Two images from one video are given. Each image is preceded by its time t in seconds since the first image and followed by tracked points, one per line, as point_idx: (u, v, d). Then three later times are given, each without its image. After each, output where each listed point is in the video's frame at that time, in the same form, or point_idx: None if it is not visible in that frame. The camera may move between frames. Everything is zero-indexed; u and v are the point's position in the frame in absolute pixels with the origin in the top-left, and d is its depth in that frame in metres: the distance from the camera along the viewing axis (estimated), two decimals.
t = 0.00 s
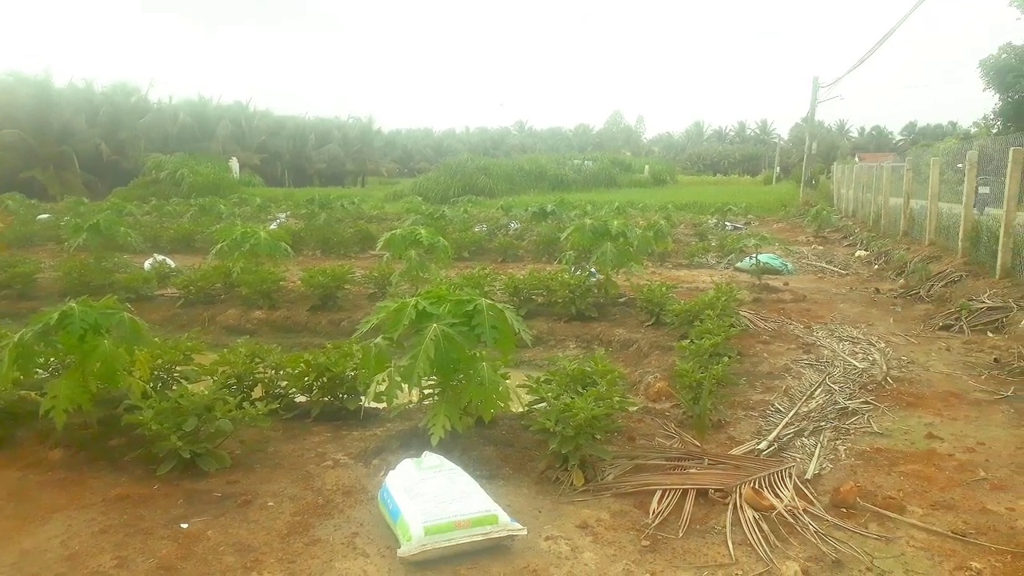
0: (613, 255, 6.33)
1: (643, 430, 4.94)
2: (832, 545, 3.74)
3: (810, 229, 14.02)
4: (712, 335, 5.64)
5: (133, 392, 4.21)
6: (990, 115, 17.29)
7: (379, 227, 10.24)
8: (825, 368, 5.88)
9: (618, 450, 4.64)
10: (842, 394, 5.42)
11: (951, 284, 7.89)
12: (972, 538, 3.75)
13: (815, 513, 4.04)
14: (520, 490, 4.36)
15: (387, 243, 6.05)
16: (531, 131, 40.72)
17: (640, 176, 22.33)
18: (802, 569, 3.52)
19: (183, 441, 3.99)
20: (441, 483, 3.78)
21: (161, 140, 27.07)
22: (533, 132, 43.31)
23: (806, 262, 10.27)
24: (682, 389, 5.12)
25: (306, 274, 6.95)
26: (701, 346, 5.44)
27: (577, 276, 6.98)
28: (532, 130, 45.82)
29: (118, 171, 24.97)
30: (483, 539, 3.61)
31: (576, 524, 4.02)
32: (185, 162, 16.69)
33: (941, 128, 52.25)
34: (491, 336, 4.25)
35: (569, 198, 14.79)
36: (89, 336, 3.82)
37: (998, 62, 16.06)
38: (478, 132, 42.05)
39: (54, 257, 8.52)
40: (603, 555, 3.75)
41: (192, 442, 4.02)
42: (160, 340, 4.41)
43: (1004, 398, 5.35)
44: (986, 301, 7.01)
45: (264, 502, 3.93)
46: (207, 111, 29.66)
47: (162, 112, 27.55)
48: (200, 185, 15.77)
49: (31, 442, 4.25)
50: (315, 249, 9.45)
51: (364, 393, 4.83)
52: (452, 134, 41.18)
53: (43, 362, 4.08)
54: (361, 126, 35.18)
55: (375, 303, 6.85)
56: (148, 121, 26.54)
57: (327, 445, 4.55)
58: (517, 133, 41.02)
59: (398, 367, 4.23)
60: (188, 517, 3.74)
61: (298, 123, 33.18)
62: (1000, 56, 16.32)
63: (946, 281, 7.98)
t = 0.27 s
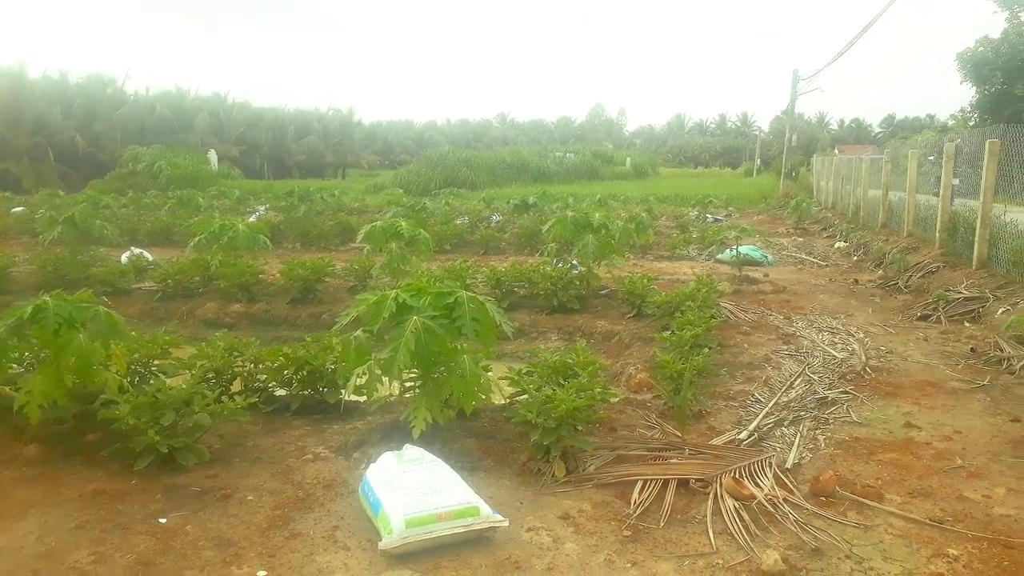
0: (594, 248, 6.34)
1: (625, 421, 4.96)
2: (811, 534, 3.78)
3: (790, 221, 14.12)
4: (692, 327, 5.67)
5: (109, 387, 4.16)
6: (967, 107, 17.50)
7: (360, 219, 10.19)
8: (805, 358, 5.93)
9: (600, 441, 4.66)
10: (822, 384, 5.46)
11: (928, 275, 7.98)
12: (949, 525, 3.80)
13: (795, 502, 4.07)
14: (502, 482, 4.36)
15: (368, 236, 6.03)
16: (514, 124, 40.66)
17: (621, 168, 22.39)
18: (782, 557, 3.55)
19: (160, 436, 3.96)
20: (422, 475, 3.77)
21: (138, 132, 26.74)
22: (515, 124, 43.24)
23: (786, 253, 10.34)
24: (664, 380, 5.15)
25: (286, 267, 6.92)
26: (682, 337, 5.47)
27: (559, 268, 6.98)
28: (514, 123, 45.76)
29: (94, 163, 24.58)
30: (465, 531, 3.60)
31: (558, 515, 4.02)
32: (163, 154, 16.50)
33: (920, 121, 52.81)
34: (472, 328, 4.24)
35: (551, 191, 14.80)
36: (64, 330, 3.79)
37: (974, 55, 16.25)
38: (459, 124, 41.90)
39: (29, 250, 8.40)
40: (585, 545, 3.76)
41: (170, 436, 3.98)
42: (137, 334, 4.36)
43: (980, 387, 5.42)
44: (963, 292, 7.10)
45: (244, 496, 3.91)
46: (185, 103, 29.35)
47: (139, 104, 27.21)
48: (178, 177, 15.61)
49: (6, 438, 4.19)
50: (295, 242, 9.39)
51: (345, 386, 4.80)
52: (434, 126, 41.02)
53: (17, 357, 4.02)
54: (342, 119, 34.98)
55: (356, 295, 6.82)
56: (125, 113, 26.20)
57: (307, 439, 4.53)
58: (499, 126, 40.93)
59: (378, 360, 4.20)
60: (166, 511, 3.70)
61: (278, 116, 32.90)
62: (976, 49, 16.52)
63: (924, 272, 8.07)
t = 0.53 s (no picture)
0: (583, 239, 6.32)
1: (614, 412, 4.96)
2: (800, 523, 3.79)
3: (779, 211, 14.16)
4: (681, 317, 5.68)
5: (95, 383, 4.13)
6: (953, 95, 17.56)
7: (348, 212, 10.14)
8: (793, 347, 5.94)
9: (589, 433, 4.66)
10: (810, 373, 5.49)
11: (916, 264, 8.02)
12: (936, 513, 3.82)
13: (783, 491, 4.09)
14: (491, 474, 4.35)
15: (355, 228, 6.10)
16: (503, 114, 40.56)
17: (610, 158, 22.38)
18: (771, 546, 3.56)
19: (147, 431, 3.93)
20: (412, 468, 3.76)
21: (122, 125, 26.52)
22: (504, 115, 43.11)
23: (775, 243, 10.37)
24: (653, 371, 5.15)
25: (273, 260, 6.90)
26: (671, 328, 5.47)
27: (548, 259, 6.97)
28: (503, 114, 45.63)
29: (79, 156, 24.27)
30: (455, 523, 3.60)
31: (547, 506, 4.03)
32: (149, 146, 16.36)
33: (907, 109, 53.01)
34: (460, 320, 4.22)
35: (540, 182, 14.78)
36: (48, 325, 3.74)
37: (961, 44, 16.31)
38: (448, 115, 41.73)
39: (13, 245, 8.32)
40: (575, 536, 3.76)
41: (156, 431, 3.95)
42: (122, 329, 4.33)
43: (966, 374, 5.45)
44: (950, 280, 7.14)
45: (232, 491, 3.89)
46: (170, 95, 29.12)
47: (122, 97, 26.97)
48: (164, 170, 15.50)
49: None
50: (283, 235, 9.34)
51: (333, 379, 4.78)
52: (422, 117, 40.85)
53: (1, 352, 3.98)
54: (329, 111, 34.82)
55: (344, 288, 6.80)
56: (109, 105, 25.97)
57: (296, 433, 4.51)
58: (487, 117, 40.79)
59: (366, 353, 4.19)
60: (154, 507, 3.68)
61: (266, 107, 32.69)
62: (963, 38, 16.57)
63: (911, 260, 8.10)
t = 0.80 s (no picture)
0: (576, 228, 6.31)
1: (606, 400, 4.96)
2: (792, 509, 3.80)
3: (771, 199, 14.17)
4: (673, 305, 5.67)
5: (84, 374, 4.10)
6: (945, 83, 17.58)
7: (339, 201, 10.10)
8: (786, 335, 5.95)
9: (582, 421, 4.66)
10: (802, 360, 5.49)
11: (907, 251, 8.04)
12: (928, 499, 3.84)
13: (775, 478, 4.10)
14: (484, 463, 4.35)
15: (346, 217, 6.00)
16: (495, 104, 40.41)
17: (602, 147, 22.34)
18: (762, 533, 3.57)
19: (136, 422, 3.91)
20: (403, 458, 3.75)
21: (110, 115, 26.31)
22: (496, 104, 42.97)
23: (767, 231, 10.38)
24: (645, 359, 5.15)
25: (264, 249, 6.88)
26: (664, 316, 5.47)
27: (541, 249, 6.95)
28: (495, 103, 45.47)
29: (67, 147, 23.92)
30: (447, 513, 3.59)
31: (540, 495, 4.02)
32: (138, 137, 16.26)
33: (898, 97, 53.05)
34: (451, 309, 4.20)
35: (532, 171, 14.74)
36: (36, 316, 3.72)
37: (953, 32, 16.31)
38: (440, 104, 41.57)
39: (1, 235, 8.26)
40: (567, 524, 3.76)
41: (146, 422, 3.93)
42: (111, 319, 4.30)
43: (957, 361, 5.47)
44: (941, 268, 7.15)
45: (223, 481, 3.87)
46: (159, 86, 28.92)
47: (110, 88, 26.74)
48: (154, 160, 15.41)
49: None
50: (274, 225, 9.29)
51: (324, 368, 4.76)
52: (414, 106, 40.66)
53: None
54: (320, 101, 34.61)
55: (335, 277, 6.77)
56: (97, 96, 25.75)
57: (287, 423, 4.49)
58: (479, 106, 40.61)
59: (357, 342, 4.17)
60: (144, 498, 3.67)
61: (256, 97, 32.50)
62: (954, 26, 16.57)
63: (903, 248, 8.12)
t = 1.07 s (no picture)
0: (568, 216, 6.29)
1: (598, 388, 4.95)
2: (784, 496, 3.80)
3: (763, 186, 14.16)
4: (666, 293, 5.66)
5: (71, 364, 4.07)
6: (937, 70, 17.57)
7: (330, 189, 10.04)
8: (778, 322, 5.94)
9: (573, 409, 4.64)
10: (794, 347, 5.49)
11: (899, 237, 8.04)
12: (920, 485, 3.84)
13: (767, 465, 4.09)
14: (475, 451, 4.34)
15: (338, 204, 5.88)
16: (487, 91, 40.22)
17: (595, 135, 22.29)
18: (754, 521, 3.56)
19: (124, 412, 3.88)
20: (394, 447, 3.73)
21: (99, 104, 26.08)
22: (489, 91, 42.77)
23: (760, 218, 10.36)
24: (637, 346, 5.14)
25: (255, 237, 6.83)
26: (656, 304, 5.45)
27: (533, 236, 6.93)
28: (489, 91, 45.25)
29: (58, 135, 23.39)
30: (438, 501, 3.58)
31: (531, 483, 4.01)
32: (126, 125, 16.13)
33: (891, 84, 53.00)
34: (441, 297, 4.17)
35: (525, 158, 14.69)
36: (20, 305, 3.67)
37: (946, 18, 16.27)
38: (432, 92, 41.34)
39: None
40: (558, 512, 3.75)
41: (134, 412, 3.91)
42: (99, 308, 4.26)
43: (949, 348, 5.47)
44: (933, 254, 7.15)
45: (212, 470, 3.85)
46: (148, 74, 28.67)
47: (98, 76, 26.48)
48: (144, 149, 15.29)
49: None
50: (264, 213, 9.24)
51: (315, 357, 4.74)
52: (407, 94, 40.42)
53: None
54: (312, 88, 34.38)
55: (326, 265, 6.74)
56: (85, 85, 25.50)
57: (277, 412, 4.47)
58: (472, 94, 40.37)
59: (347, 331, 4.13)
60: (132, 488, 3.64)
61: (247, 85, 32.27)
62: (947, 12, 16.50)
63: (895, 234, 8.11)
